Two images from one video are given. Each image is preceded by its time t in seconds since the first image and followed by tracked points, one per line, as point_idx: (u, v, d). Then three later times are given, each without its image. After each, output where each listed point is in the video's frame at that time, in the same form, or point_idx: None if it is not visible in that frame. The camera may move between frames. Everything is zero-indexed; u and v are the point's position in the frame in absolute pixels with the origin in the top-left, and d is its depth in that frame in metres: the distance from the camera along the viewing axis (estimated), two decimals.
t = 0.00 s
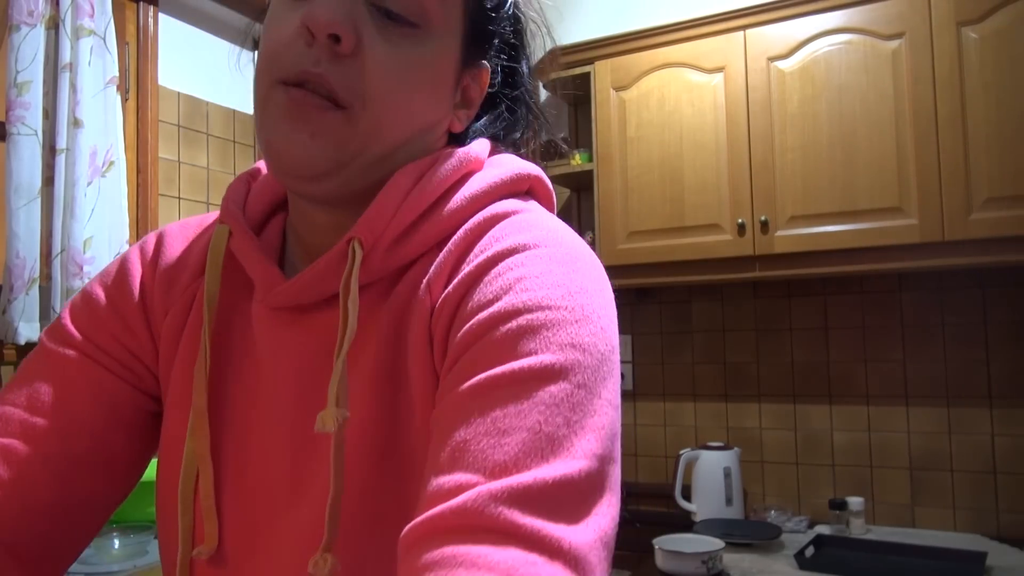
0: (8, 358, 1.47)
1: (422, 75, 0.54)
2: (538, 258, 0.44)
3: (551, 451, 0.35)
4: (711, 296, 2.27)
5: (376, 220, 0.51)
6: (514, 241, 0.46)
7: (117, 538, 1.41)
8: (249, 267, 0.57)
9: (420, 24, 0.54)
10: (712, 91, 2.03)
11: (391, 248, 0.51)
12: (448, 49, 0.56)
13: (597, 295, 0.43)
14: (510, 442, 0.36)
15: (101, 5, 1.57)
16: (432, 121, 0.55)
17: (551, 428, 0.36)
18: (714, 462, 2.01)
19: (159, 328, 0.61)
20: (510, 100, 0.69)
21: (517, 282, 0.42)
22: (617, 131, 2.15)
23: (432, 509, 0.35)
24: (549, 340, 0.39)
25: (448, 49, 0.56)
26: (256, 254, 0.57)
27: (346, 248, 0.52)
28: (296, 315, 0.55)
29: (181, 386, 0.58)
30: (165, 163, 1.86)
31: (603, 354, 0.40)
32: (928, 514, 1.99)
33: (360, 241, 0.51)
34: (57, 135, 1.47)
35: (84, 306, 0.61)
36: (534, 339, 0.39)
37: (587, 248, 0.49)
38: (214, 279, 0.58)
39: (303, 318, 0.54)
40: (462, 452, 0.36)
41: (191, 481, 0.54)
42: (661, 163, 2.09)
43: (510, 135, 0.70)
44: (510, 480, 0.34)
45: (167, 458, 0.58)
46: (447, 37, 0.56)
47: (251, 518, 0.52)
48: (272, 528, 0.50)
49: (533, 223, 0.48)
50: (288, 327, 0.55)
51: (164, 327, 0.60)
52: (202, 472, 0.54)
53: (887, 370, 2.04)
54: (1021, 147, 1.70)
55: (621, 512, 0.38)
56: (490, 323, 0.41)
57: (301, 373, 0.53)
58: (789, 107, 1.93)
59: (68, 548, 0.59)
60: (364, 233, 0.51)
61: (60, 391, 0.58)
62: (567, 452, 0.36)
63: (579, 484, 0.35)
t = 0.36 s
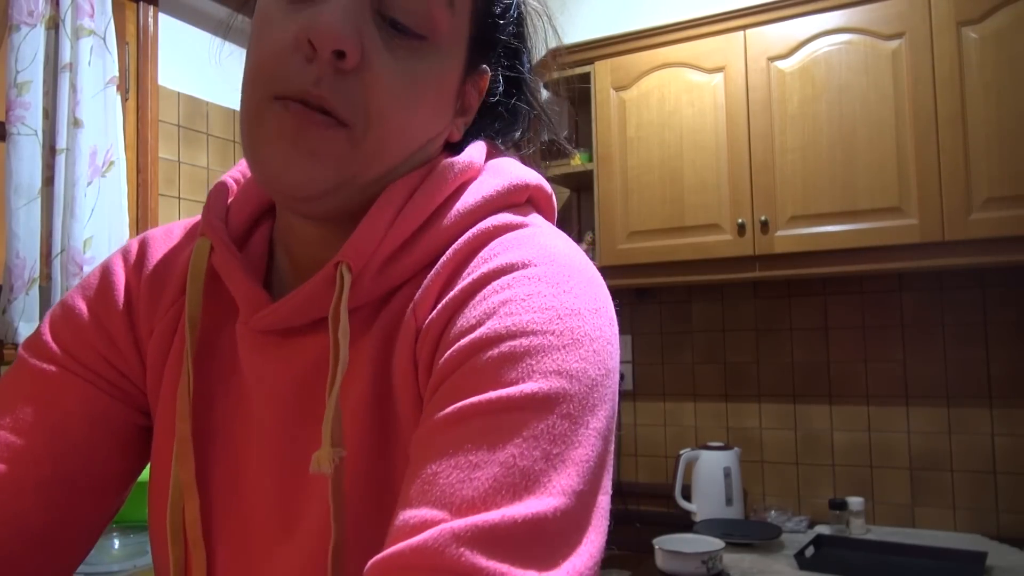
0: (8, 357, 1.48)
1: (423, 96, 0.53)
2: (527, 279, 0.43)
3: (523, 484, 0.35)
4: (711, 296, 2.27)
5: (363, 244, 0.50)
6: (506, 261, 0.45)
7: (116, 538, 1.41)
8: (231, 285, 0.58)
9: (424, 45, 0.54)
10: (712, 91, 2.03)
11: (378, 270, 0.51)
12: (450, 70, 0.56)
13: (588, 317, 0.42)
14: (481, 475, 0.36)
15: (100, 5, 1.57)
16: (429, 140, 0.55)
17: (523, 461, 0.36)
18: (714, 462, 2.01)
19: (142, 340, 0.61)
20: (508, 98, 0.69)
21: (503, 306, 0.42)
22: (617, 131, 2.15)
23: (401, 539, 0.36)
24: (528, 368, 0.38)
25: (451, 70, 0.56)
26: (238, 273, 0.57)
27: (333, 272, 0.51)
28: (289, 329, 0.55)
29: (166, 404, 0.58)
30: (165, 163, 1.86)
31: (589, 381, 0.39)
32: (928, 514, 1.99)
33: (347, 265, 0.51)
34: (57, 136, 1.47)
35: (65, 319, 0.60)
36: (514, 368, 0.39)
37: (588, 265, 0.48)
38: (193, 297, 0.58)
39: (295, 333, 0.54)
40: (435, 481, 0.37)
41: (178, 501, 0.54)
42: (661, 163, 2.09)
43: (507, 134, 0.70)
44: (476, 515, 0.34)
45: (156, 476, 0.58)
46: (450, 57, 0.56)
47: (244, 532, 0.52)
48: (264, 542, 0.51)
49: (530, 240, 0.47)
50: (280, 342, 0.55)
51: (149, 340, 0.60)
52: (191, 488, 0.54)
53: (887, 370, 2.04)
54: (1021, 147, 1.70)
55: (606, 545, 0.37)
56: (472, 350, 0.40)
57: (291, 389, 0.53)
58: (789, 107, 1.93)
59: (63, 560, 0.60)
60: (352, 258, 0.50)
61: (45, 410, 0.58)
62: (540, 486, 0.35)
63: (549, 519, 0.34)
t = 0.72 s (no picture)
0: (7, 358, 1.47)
1: (416, 123, 0.52)
2: (518, 287, 0.43)
3: (512, 494, 0.35)
4: (711, 296, 2.27)
5: (360, 255, 0.50)
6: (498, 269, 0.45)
7: (116, 538, 1.41)
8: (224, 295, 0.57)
9: (412, 72, 0.52)
10: (712, 92, 2.03)
11: (372, 281, 0.51)
12: (441, 88, 0.55)
13: (579, 324, 0.42)
14: (471, 485, 0.36)
15: (100, 5, 1.57)
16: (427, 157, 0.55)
17: (511, 470, 0.36)
18: (714, 463, 2.01)
19: (137, 343, 0.61)
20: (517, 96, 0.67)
21: (493, 315, 0.42)
22: (617, 131, 2.15)
23: (390, 551, 0.36)
24: (517, 378, 0.38)
25: (442, 87, 0.55)
26: (230, 282, 0.57)
27: (329, 284, 0.51)
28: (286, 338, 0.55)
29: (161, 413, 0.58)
30: (165, 163, 1.86)
31: (579, 389, 0.39)
32: (928, 514, 1.98)
33: (344, 278, 0.51)
34: (57, 136, 1.47)
35: (58, 324, 0.60)
36: (504, 376, 0.39)
37: (581, 271, 0.48)
38: (185, 304, 0.58)
39: (291, 343, 0.54)
40: (425, 491, 0.37)
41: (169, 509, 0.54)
42: (660, 163, 2.09)
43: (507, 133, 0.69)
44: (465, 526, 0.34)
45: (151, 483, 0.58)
46: (439, 75, 0.54)
47: (238, 536, 0.52)
48: (261, 551, 0.51)
49: (524, 247, 0.47)
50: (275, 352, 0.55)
51: (144, 343, 0.60)
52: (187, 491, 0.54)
53: (887, 370, 2.04)
54: (1020, 147, 1.70)
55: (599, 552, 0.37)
56: (461, 360, 0.40)
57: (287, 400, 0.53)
58: (789, 107, 1.93)
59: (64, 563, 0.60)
60: (348, 270, 0.50)
61: (40, 417, 0.58)
62: (530, 495, 0.35)
63: (539, 529, 0.34)
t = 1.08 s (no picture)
0: (7, 358, 1.47)
1: (383, 130, 0.50)
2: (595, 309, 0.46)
3: (675, 515, 0.43)
4: (711, 296, 2.27)
5: (384, 245, 0.51)
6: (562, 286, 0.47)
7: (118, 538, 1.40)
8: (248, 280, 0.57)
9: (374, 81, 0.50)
10: (712, 92, 2.03)
11: (400, 267, 0.52)
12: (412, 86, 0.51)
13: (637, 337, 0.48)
14: (632, 515, 0.42)
15: (100, 6, 1.57)
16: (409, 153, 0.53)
17: (665, 498, 0.43)
18: (714, 463, 2.01)
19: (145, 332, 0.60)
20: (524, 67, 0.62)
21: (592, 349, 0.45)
22: (617, 131, 2.15)
23: None
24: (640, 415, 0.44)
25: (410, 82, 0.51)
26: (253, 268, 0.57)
27: (355, 275, 0.52)
28: (304, 320, 0.55)
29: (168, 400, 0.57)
30: (165, 163, 1.85)
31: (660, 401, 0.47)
32: (928, 514, 1.99)
33: (370, 268, 0.51)
34: (57, 136, 1.47)
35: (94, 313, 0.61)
36: (634, 415, 0.44)
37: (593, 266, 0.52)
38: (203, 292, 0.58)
39: (307, 328, 0.55)
40: (600, 533, 0.42)
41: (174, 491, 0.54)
42: (660, 163, 2.09)
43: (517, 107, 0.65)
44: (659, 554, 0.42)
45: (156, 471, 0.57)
46: (404, 75, 0.51)
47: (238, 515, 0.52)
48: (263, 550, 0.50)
49: (557, 253, 0.50)
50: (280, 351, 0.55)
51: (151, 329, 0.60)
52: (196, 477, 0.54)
53: (887, 370, 2.04)
54: (1020, 147, 1.70)
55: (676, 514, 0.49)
56: (584, 400, 0.44)
57: (291, 398, 0.52)
58: (789, 107, 1.93)
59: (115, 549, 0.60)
60: (373, 260, 0.51)
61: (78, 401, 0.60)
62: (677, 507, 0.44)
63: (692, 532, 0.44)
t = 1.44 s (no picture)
0: (7, 358, 1.47)
1: (288, 164, 0.47)
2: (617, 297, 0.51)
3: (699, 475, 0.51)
4: (711, 296, 2.27)
5: (416, 245, 0.52)
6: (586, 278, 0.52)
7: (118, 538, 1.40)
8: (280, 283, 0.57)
9: (259, 122, 0.46)
10: (712, 92, 2.03)
11: (429, 268, 0.54)
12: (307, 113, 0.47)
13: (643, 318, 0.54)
14: (667, 478, 0.49)
15: (100, 6, 1.57)
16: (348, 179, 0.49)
17: (687, 451, 0.51)
18: (714, 463, 2.01)
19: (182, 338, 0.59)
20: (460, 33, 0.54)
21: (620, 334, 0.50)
22: (617, 131, 2.15)
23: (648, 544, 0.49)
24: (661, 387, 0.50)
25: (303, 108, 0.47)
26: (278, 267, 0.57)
27: (389, 276, 0.53)
28: (337, 321, 0.55)
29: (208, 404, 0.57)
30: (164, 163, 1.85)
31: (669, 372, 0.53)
32: (928, 514, 1.99)
33: (404, 269, 0.52)
34: (57, 135, 1.47)
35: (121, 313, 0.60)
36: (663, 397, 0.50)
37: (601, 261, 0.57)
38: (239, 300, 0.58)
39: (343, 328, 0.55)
40: (640, 491, 0.49)
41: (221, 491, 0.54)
42: (660, 163, 2.09)
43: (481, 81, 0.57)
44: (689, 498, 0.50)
45: (197, 470, 0.57)
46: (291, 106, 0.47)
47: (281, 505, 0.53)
48: (290, 538, 0.52)
49: (571, 247, 0.54)
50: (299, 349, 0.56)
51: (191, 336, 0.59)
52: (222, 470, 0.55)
53: (887, 370, 2.04)
54: (1020, 147, 1.70)
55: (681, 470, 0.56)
56: (625, 388, 0.49)
57: (311, 395, 0.54)
58: (789, 107, 1.93)
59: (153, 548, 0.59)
60: (406, 261, 0.52)
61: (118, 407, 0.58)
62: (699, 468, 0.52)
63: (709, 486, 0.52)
